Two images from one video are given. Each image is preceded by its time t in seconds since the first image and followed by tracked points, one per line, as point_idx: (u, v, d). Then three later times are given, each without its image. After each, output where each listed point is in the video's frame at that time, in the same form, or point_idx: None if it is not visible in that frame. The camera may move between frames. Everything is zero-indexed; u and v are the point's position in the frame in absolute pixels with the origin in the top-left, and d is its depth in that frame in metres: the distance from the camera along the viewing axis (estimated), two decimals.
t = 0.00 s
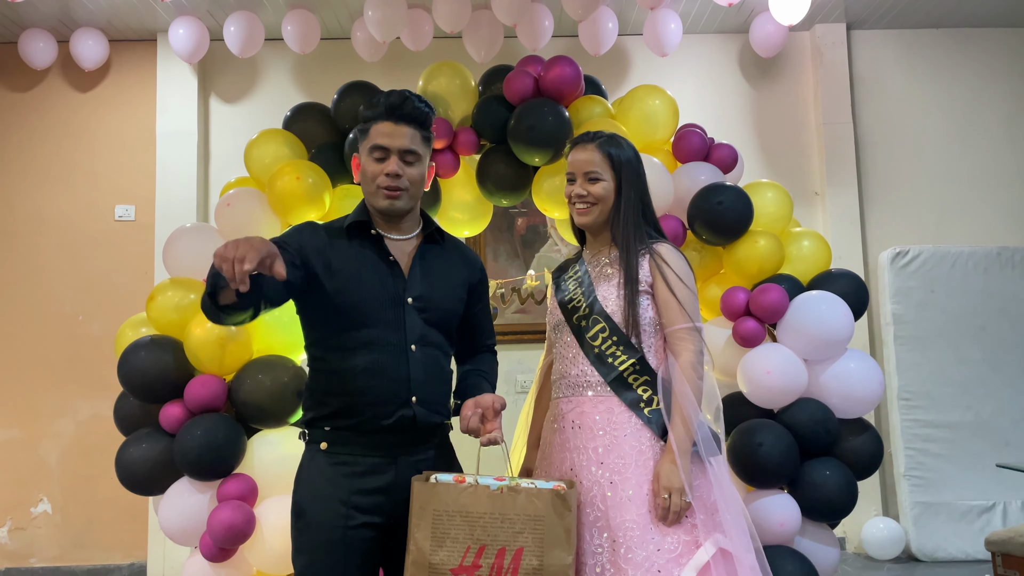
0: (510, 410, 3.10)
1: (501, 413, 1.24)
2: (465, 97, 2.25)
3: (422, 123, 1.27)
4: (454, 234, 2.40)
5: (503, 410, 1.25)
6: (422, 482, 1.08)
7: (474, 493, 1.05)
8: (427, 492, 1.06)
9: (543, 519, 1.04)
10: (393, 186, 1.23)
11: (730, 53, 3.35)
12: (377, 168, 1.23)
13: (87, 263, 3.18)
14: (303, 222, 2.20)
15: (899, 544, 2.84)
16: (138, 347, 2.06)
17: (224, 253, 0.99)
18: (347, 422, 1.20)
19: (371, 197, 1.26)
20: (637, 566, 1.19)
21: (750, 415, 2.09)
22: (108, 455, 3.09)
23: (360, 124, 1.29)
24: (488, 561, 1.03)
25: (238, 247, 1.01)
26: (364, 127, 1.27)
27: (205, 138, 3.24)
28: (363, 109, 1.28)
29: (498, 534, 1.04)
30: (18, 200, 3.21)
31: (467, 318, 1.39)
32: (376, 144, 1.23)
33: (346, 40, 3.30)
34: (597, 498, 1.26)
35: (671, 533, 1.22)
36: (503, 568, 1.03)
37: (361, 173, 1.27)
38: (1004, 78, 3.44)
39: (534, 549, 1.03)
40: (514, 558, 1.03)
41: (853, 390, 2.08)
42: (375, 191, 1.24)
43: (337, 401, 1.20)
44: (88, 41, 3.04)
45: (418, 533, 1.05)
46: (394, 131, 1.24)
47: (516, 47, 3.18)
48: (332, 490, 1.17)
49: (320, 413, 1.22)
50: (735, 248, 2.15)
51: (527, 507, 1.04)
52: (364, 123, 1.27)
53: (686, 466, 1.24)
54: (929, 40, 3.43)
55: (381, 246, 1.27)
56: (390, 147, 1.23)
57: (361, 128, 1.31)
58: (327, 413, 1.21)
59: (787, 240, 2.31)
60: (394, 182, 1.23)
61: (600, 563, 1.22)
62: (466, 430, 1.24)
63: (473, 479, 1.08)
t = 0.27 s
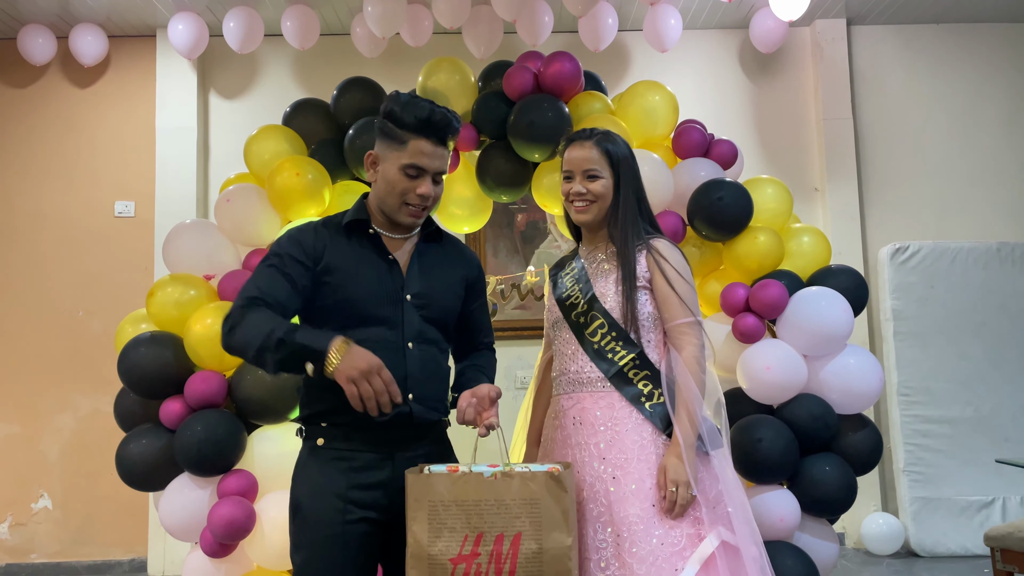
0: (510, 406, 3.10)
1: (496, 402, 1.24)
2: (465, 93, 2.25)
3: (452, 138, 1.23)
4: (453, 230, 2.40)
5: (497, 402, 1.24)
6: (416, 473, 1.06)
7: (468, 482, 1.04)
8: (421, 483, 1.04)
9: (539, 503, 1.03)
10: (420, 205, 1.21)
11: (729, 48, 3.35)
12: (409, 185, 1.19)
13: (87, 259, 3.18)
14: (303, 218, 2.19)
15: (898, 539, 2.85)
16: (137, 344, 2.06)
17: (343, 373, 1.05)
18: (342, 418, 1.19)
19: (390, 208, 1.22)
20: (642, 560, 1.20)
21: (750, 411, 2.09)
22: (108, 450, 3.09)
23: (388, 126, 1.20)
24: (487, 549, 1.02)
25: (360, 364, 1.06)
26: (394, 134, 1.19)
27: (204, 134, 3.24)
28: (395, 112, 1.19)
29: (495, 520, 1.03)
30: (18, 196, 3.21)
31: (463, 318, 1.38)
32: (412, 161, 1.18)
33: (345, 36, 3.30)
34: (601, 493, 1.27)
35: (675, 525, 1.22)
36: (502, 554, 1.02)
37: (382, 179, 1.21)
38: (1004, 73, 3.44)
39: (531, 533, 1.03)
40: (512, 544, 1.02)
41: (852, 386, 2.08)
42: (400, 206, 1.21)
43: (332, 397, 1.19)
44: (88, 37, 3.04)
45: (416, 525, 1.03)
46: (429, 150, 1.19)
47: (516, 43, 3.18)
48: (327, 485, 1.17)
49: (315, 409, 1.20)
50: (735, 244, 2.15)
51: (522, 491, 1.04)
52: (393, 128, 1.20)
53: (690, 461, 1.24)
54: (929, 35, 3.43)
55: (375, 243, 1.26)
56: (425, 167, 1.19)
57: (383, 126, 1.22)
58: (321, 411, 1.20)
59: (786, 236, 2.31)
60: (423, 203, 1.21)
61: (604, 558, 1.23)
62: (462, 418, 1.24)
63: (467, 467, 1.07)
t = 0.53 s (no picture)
0: (510, 402, 3.10)
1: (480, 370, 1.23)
2: (465, 89, 2.24)
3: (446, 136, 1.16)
4: (454, 226, 2.40)
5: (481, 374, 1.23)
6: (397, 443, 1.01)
7: (451, 452, 0.98)
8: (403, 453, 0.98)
9: (524, 473, 0.98)
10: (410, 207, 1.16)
11: (730, 44, 3.34)
12: (400, 188, 1.13)
13: (88, 256, 3.18)
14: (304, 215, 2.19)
15: (898, 536, 2.85)
16: (139, 340, 2.06)
17: (400, 410, 1.04)
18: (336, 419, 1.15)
19: (378, 209, 1.16)
20: (641, 556, 1.20)
21: (750, 407, 2.09)
22: (109, 447, 3.10)
23: (377, 124, 1.12)
24: (470, 520, 0.96)
25: (413, 398, 1.05)
26: (385, 133, 1.11)
27: (205, 131, 3.24)
28: (387, 110, 1.11)
29: (479, 491, 0.97)
30: (18, 192, 3.21)
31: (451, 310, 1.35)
32: (403, 164, 1.11)
33: (345, 32, 3.29)
34: (599, 490, 1.27)
35: (671, 518, 1.23)
36: (486, 525, 0.96)
37: (369, 179, 1.14)
38: (1005, 70, 3.43)
39: (516, 503, 0.97)
40: (496, 514, 0.97)
41: (853, 382, 2.08)
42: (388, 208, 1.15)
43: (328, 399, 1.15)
44: (88, 34, 3.03)
45: (397, 495, 0.98)
46: (423, 153, 1.12)
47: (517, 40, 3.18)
48: (331, 485, 1.14)
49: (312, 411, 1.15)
50: (736, 240, 2.15)
51: (507, 462, 0.98)
52: (384, 127, 1.11)
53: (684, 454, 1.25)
54: (930, 32, 3.42)
55: (368, 243, 1.21)
56: (418, 170, 1.13)
57: (371, 122, 1.13)
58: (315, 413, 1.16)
59: (787, 232, 2.30)
60: (414, 206, 1.15)
61: (604, 554, 1.23)
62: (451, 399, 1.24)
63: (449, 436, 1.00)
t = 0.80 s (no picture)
0: (510, 402, 3.11)
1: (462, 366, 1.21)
2: (466, 89, 2.24)
3: (436, 136, 1.16)
4: (455, 226, 2.40)
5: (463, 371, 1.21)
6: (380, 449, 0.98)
7: (436, 457, 0.96)
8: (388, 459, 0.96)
9: (508, 478, 0.98)
10: (398, 207, 1.16)
11: (730, 44, 3.34)
12: (388, 188, 1.13)
13: (88, 255, 3.18)
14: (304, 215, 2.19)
15: (898, 535, 2.85)
16: (139, 340, 2.06)
17: (393, 418, 1.04)
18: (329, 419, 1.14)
19: (366, 207, 1.15)
20: (640, 554, 1.21)
21: (750, 407, 2.09)
22: (109, 447, 3.10)
23: (368, 122, 1.11)
24: (455, 525, 0.96)
25: (408, 408, 1.05)
26: (375, 132, 1.11)
27: (205, 130, 3.24)
28: (378, 108, 1.10)
29: (464, 495, 0.96)
30: (18, 192, 3.21)
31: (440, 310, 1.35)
32: (393, 164, 1.11)
33: (345, 32, 3.29)
34: (599, 487, 1.27)
35: (668, 517, 1.23)
36: (471, 530, 0.96)
37: (359, 178, 1.13)
38: (1005, 69, 3.43)
39: (501, 506, 0.98)
40: (482, 519, 0.96)
41: (853, 381, 2.08)
42: (377, 207, 1.15)
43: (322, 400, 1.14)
44: (88, 33, 3.03)
45: (381, 502, 0.95)
46: (414, 154, 1.12)
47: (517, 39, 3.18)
48: (328, 487, 1.13)
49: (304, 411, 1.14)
50: (737, 240, 2.15)
51: (492, 465, 0.97)
52: (374, 125, 1.11)
53: (682, 453, 1.25)
54: (931, 31, 3.42)
55: (358, 243, 1.21)
56: (408, 171, 1.12)
57: (362, 119, 1.13)
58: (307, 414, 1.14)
59: (787, 232, 2.30)
60: (402, 206, 1.15)
61: (603, 552, 1.23)
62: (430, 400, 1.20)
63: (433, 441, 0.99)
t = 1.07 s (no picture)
0: (509, 401, 3.11)
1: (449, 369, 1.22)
2: (466, 88, 2.24)
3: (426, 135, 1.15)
4: (455, 225, 2.40)
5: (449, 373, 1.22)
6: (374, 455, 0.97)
7: (429, 459, 0.97)
8: (381, 464, 0.95)
9: (502, 476, 1.00)
10: (386, 206, 1.15)
11: (730, 42, 3.34)
12: (378, 188, 1.12)
13: (87, 254, 3.18)
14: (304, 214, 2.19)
15: (898, 535, 2.85)
16: (139, 339, 2.06)
17: (389, 426, 1.02)
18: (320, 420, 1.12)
19: (354, 207, 1.14)
20: (648, 551, 1.20)
21: (750, 406, 2.09)
22: (109, 446, 3.10)
23: (357, 120, 1.10)
24: (453, 527, 0.97)
25: (402, 418, 1.03)
26: (365, 131, 1.09)
27: (205, 129, 3.23)
28: (368, 106, 1.09)
29: (459, 497, 0.97)
30: (18, 191, 3.21)
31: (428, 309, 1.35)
32: (383, 164, 1.10)
33: (345, 31, 3.29)
34: (604, 485, 1.27)
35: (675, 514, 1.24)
36: (469, 530, 0.97)
37: (347, 177, 1.12)
38: (1006, 68, 3.43)
39: (496, 505, 0.99)
40: (478, 519, 0.98)
41: (853, 381, 2.08)
42: (366, 207, 1.14)
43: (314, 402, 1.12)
44: (88, 32, 3.03)
45: (377, 508, 0.95)
46: (404, 153, 1.11)
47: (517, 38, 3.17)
48: (321, 490, 1.11)
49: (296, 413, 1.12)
50: (737, 239, 2.14)
51: (484, 465, 0.99)
52: (364, 124, 1.09)
53: (687, 450, 1.26)
54: (931, 30, 3.42)
55: (349, 243, 1.19)
56: (398, 170, 1.12)
57: (351, 116, 1.11)
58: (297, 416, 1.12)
59: (787, 231, 2.30)
60: (392, 205, 1.15)
61: (610, 550, 1.22)
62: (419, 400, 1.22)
63: (426, 444, 0.99)
